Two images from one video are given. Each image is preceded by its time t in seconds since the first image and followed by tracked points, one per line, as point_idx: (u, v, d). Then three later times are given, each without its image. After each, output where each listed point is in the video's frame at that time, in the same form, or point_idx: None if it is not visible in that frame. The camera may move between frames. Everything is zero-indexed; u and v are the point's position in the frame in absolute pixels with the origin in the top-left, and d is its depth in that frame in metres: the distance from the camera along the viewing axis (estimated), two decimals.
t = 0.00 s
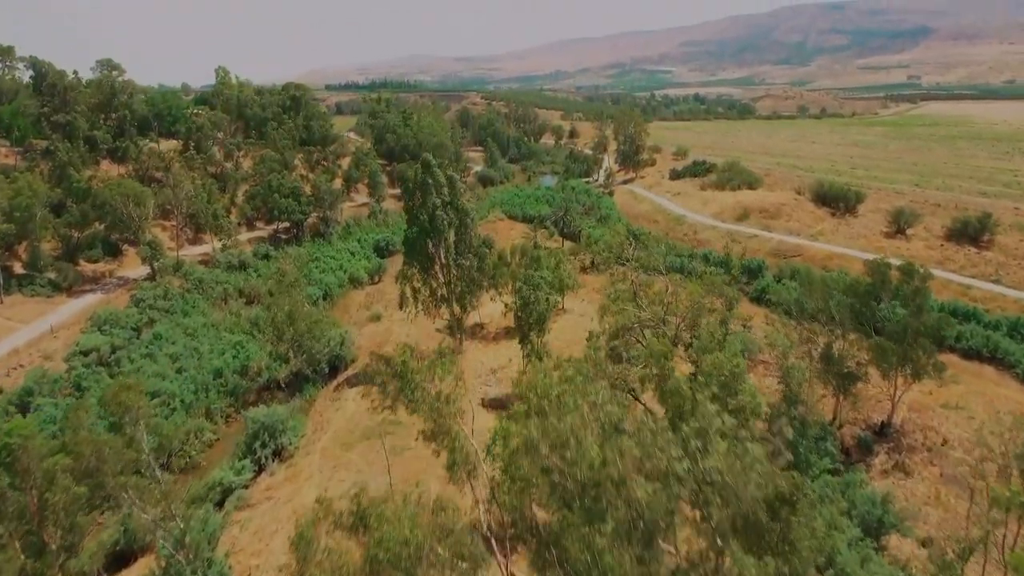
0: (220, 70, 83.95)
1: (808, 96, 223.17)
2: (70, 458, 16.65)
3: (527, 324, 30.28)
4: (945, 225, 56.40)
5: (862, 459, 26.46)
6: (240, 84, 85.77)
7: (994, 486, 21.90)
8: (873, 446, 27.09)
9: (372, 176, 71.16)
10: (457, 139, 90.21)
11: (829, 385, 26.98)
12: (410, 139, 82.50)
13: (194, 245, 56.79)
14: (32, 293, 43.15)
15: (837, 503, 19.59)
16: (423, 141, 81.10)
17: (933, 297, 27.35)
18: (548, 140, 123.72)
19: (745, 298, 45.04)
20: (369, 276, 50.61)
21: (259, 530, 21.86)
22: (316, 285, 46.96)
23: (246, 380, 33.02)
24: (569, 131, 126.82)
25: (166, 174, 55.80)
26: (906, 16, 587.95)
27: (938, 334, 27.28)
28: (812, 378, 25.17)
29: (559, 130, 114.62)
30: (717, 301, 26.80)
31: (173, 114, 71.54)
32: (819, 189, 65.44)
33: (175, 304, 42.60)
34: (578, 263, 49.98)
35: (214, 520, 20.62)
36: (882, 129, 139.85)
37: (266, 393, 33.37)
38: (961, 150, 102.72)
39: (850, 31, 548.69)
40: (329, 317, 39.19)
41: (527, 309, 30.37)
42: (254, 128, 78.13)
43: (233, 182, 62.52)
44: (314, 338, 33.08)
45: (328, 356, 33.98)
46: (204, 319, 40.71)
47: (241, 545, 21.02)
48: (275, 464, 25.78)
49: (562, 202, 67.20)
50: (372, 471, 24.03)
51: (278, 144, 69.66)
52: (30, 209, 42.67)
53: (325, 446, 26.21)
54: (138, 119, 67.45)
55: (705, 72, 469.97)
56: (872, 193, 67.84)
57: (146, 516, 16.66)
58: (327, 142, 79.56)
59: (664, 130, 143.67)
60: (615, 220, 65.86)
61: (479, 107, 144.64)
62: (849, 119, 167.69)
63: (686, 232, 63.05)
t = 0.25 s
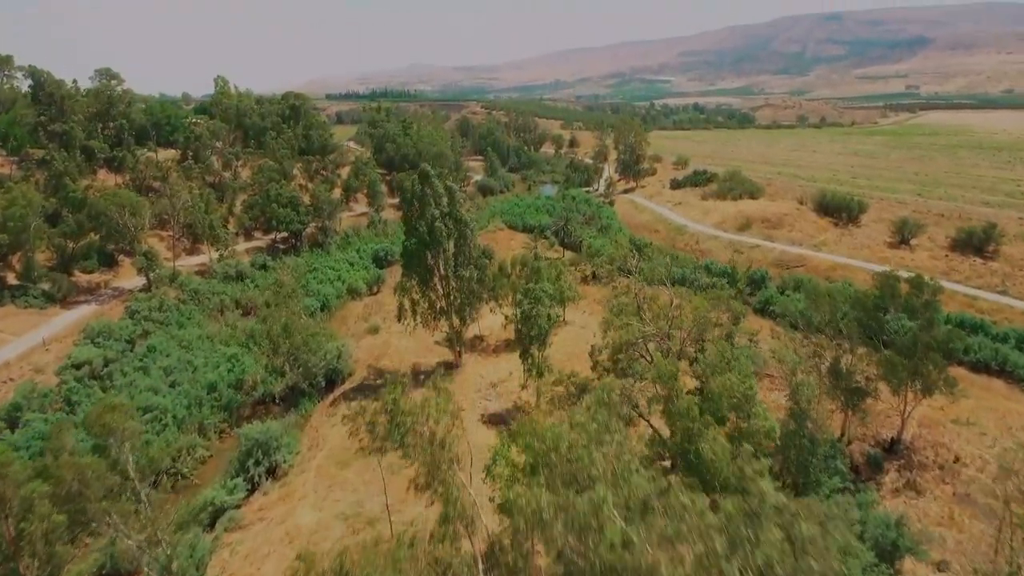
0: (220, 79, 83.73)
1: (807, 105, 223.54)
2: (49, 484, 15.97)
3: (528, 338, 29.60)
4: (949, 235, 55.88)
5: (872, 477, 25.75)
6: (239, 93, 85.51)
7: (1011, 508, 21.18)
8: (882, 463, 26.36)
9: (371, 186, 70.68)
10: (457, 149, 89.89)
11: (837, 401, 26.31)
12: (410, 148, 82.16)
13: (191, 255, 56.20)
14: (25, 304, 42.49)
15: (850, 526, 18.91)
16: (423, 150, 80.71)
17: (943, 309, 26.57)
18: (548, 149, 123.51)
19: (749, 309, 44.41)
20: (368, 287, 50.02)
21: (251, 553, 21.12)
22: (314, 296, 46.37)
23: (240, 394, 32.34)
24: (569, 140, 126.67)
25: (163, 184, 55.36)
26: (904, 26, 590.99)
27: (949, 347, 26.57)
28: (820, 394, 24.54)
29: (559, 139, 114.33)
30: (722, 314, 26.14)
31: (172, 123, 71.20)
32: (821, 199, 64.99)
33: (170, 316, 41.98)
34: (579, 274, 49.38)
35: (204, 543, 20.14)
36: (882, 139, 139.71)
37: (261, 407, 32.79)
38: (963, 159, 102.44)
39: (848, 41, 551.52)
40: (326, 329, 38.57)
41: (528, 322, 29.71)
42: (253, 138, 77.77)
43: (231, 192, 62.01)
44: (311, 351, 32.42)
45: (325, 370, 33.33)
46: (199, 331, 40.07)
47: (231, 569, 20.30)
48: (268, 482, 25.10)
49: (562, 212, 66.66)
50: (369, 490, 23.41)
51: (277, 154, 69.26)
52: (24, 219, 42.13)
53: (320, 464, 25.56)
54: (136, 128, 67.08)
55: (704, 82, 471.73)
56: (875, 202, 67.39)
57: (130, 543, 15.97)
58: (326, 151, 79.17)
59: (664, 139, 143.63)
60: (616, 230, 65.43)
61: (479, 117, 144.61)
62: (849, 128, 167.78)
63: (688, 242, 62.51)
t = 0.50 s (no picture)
0: (219, 88, 83.46)
1: (806, 114, 223.73)
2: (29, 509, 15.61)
3: (529, 352, 28.84)
4: (954, 245, 55.34)
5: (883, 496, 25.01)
6: (238, 102, 85.18)
7: None
8: (893, 480, 25.63)
9: (370, 195, 70.11)
10: (457, 158, 89.53)
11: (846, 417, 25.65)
12: (410, 157, 81.76)
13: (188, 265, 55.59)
14: (17, 315, 41.56)
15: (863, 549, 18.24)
16: (422, 159, 80.31)
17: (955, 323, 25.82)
18: (548, 158, 123.26)
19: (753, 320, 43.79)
20: (366, 298, 49.40)
21: None
22: (312, 306, 45.73)
23: (235, 408, 31.64)
24: (569, 149, 126.42)
25: (160, 193, 54.91)
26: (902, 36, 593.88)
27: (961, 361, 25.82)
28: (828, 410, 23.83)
29: (559, 148, 114.05)
30: (729, 327, 25.46)
31: (170, 132, 70.82)
32: (824, 208, 64.51)
33: (165, 327, 41.31)
34: (580, 284, 48.80)
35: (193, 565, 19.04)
36: (882, 147, 139.63)
37: (256, 421, 32.23)
38: (963, 168, 102.17)
39: (846, 50, 554.12)
40: (323, 340, 37.95)
41: (529, 335, 29.03)
42: (251, 146, 77.33)
43: (229, 202, 61.45)
44: (307, 364, 31.76)
45: (322, 384, 32.67)
46: (194, 343, 39.44)
47: None
48: (262, 500, 24.39)
49: (563, 221, 66.15)
50: (365, 510, 22.73)
51: (276, 163, 68.81)
52: (17, 229, 41.53)
53: (315, 483, 24.93)
54: (134, 137, 66.64)
55: (703, 91, 473.16)
56: (878, 212, 66.89)
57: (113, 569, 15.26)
58: (326, 159, 78.71)
59: (664, 147, 143.47)
60: (617, 240, 64.90)
61: (479, 125, 144.45)
62: (849, 137, 167.81)
63: (689, 251, 61.97)
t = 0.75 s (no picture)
0: (218, 96, 83.16)
1: (807, 122, 223.74)
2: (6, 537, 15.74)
3: (531, 365, 28.16)
4: (959, 254, 54.72)
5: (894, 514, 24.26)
6: (237, 110, 84.89)
7: None
8: (905, 497, 24.88)
9: (370, 204, 69.41)
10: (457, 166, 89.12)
11: (856, 432, 24.98)
12: (410, 165, 81.28)
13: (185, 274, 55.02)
14: (11, 325, 41.18)
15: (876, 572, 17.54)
16: (422, 167, 79.84)
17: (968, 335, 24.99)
18: (548, 166, 122.94)
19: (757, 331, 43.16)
20: (365, 307, 48.76)
21: None
22: (309, 317, 45.09)
23: (230, 422, 30.94)
24: (569, 157, 126.10)
25: (157, 202, 54.42)
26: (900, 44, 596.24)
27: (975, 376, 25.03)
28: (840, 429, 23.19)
29: (559, 156, 113.69)
30: (736, 341, 24.78)
31: (168, 140, 70.43)
32: (826, 217, 63.95)
33: (160, 338, 40.71)
34: (581, 294, 48.29)
35: None
36: (883, 155, 139.28)
37: (252, 435, 31.56)
38: (966, 176, 101.67)
39: (845, 59, 556.10)
40: (320, 352, 37.28)
41: (530, 348, 28.30)
42: (250, 154, 76.92)
43: (227, 210, 60.91)
44: (303, 376, 31.08)
45: (318, 397, 32.00)
46: (189, 354, 38.79)
47: None
48: (255, 519, 23.67)
49: (564, 229, 65.61)
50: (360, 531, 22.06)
51: (275, 171, 68.37)
52: (12, 238, 41.06)
53: (310, 501, 24.24)
54: (131, 145, 66.22)
55: (703, 99, 474.24)
56: (881, 220, 66.32)
57: None
58: (325, 167, 78.23)
59: (665, 155, 143.18)
60: (618, 249, 64.35)
61: (479, 133, 144.29)
62: (850, 145, 167.54)
63: (691, 260, 61.41)
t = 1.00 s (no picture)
0: (217, 103, 82.91)
1: (806, 130, 224.00)
2: None
3: (532, 377, 27.53)
4: (964, 263, 54.22)
5: (907, 534, 23.47)
6: (237, 117, 84.60)
7: None
8: (917, 515, 24.14)
9: (369, 211, 68.79)
10: (457, 173, 88.78)
11: (867, 446, 24.32)
12: (410, 173, 80.93)
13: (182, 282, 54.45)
14: (5, 335, 40.61)
15: None
16: (422, 175, 79.47)
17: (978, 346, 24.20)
18: (549, 174, 122.70)
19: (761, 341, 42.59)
20: (364, 316, 48.18)
21: None
22: (307, 326, 44.50)
23: (225, 435, 30.28)
24: (569, 165, 125.88)
25: (155, 210, 53.89)
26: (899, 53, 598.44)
27: (988, 389, 24.26)
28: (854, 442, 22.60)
29: (559, 163, 113.44)
30: (744, 353, 24.08)
31: (167, 147, 70.07)
32: (830, 225, 63.49)
33: (155, 348, 40.11)
34: (583, 303, 48.02)
35: None
36: (884, 162, 139.12)
37: (247, 448, 30.92)
38: (968, 184, 101.33)
39: (843, 67, 558.48)
40: (318, 362, 36.65)
41: (531, 360, 27.63)
42: (249, 162, 76.54)
43: (226, 218, 60.36)
44: (300, 388, 30.43)
45: (315, 410, 31.32)
46: (184, 365, 38.17)
47: None
48: (249, 537, 22.99)
49: (564, 238, 65.16)
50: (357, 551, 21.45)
51: (274, 179, 67.98)
52: (6, 247, 40.53)
53: (304, 519, 23.57)
54: (130, 153, 65.83)
55: (702, 107, 475.52)
56: (884, 228, 65.86)
57: None
58: (324, 175, 77.83)
59: (665, 163, 142.99)
60: (620, 257, 63.88)
61: (479, 140, 144.14)
62: (850, 152, 167.50)
63: (693, 269, 60.90)
